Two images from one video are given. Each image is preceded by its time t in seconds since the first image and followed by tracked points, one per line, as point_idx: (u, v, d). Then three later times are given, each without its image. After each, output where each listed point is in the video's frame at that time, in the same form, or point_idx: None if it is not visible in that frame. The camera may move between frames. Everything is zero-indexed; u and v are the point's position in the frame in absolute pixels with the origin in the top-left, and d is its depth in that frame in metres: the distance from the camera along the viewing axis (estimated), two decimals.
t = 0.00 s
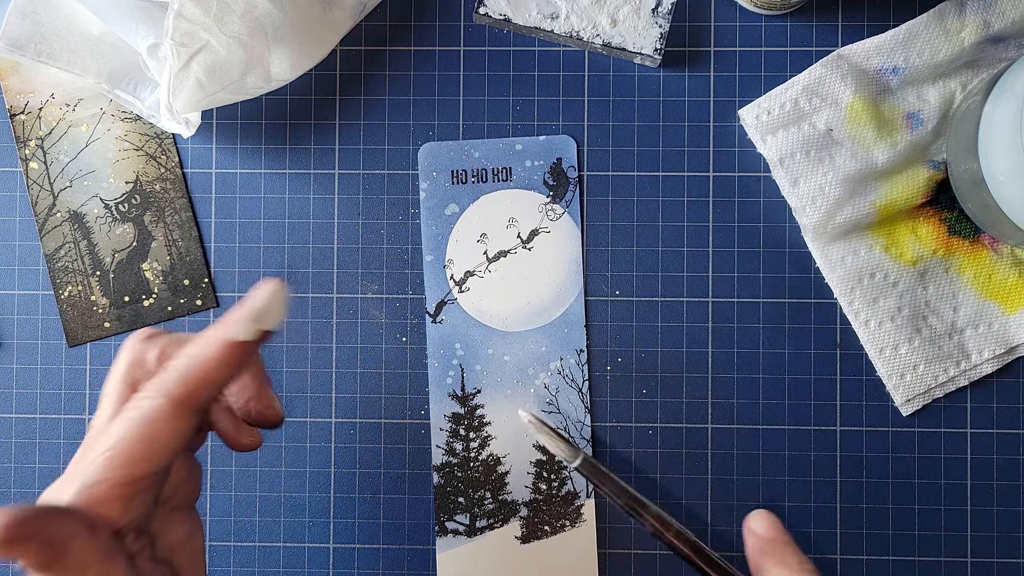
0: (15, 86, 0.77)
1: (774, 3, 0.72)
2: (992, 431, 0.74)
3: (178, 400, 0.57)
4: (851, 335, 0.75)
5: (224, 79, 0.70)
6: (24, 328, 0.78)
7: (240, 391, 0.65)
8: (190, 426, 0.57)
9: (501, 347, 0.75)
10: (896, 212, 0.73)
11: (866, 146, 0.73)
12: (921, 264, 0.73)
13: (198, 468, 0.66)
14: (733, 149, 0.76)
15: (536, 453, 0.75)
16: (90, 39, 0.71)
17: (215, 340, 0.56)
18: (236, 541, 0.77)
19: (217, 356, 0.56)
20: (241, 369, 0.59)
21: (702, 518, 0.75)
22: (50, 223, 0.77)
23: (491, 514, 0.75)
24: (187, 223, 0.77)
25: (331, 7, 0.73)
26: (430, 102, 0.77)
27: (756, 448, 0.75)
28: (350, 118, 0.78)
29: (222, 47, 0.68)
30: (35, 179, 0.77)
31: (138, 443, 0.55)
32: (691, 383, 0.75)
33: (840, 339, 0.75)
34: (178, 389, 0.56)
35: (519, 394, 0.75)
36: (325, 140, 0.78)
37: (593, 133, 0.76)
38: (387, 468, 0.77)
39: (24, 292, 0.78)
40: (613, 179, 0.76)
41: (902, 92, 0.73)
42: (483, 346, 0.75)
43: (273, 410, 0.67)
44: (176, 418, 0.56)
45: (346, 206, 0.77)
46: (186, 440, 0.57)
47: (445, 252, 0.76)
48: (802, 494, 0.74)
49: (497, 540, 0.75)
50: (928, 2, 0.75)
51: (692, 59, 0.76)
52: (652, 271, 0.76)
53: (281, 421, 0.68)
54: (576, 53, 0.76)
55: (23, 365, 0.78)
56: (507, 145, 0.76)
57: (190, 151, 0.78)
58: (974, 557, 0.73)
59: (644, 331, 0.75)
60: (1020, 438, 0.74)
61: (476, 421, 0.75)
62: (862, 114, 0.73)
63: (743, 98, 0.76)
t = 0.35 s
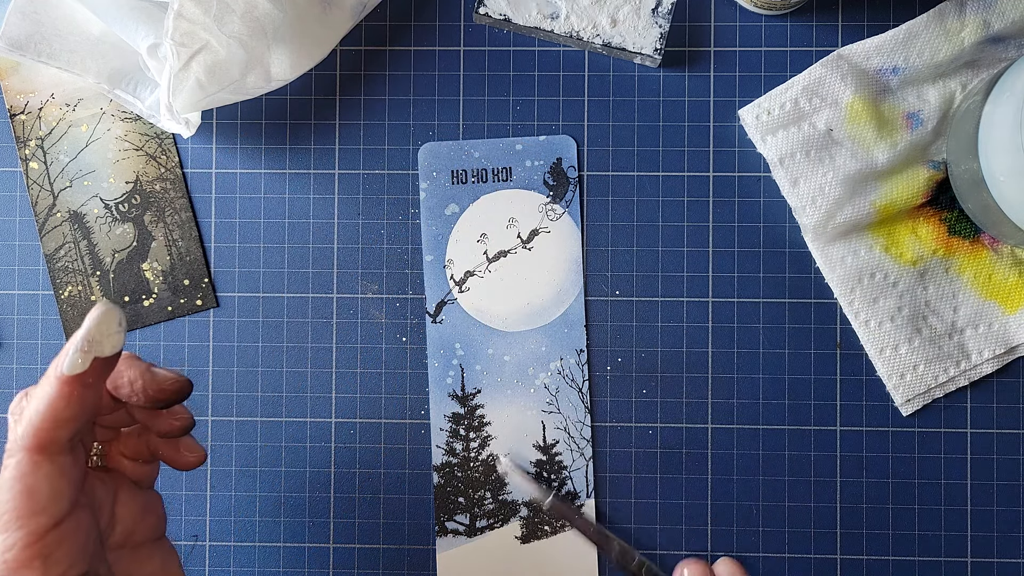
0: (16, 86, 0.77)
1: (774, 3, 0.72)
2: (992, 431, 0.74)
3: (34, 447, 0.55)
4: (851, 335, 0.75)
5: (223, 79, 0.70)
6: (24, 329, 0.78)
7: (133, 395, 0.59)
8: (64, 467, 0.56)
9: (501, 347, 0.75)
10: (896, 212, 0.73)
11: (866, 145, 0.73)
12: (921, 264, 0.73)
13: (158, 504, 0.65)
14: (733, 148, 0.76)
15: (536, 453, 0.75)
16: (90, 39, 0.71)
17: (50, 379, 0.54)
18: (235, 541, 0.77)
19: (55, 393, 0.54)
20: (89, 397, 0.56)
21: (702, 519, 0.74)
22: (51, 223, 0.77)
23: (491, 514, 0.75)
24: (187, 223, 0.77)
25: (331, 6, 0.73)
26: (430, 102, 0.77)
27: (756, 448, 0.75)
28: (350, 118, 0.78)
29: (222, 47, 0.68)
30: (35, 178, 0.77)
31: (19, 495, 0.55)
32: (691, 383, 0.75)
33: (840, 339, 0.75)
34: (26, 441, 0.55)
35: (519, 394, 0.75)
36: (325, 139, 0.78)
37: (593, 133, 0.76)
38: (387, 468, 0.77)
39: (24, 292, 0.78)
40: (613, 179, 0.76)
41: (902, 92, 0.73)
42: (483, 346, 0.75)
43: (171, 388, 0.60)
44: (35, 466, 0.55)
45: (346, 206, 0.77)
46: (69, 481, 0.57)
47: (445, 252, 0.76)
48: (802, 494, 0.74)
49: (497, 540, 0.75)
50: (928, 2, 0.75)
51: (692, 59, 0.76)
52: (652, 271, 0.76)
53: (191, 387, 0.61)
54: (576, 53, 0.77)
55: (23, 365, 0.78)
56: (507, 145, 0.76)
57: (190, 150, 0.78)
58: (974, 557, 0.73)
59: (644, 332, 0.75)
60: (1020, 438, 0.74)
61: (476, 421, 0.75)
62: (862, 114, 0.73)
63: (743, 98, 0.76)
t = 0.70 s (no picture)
0: (15, 86, 0.77)
1: (774, 3, 0.72)
2: (992, 431, 0.74)
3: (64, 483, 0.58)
4: (851, 335, 0.75)
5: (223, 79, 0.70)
6: (25, 329, 0.78)
7: (168, 411, 0.64)
8: (95, 500, 0.59)
9: (501, 347, 0.75)
10: (896, 212, 0.73)
11: (866, 145, 0.73)
12: (921, 264, 0.73)
13: (179, 533, 0.68)
14: (733, 149, 0.76)
15: (536, 453, 0.75)
16: (90, 39, 0.71)
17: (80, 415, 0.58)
18: (235, 541, 0.77)
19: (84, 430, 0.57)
20: (116, 431, 0.59)
21: (702, 519, 0.74)
22: (50, 223, 0.77)
23: (491, 514, 0.75)
24: (187, 223, 0.77)
25: (331, 6, 0.73)
26: (430, 102, 0.77)
27: (756, 448, 0.75)
28: (350, 117, 0.78)
29: (222, 47, 0.68)
30: (35, 178, 0.77)
31: (55, 528, 0.58)
32: (691, 383, 0.75)
33: (840, 339, 0.75)
34: (59, 476, 0.57)
35: (519, 394, 0.75)
36: (325, 139, 0.78)
37: (593, 133, 0.76)
38: (387, 468, 0.77)
39: (24, 292, 0.78)
40: (613, 179, 0.76)
41: (902, 92, 0.73)
42: (483, 346, 0.75)
43: (203, 396, 0.64)
44: (68, 499, 0.58)
45: (346, 206, 0.77)
46: (101, 514, 0.59)
47: (445, 252, 0.76)
48: (802, 494, 0.74)
49: (497, 540, 0.75)
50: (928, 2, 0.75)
51: (692, 59, 0.76)
52: (652, 271, 0.76)
53: (220, 393, 0.65)
54: (576, 53, 0.76)
55: (23, 365, 0.78)
56: (507, 145, 0.76)
57: (190, 150, 0.78)
58: (974, 557, 0.73)
59: (644, 332, 0.75)
60: (1020, 438, 0.74)
61: (476, 421, 0.75)
62: (862, 114, 0.73)
63: (743, 98, 0.76)
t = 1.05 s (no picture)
0: (16, 86, 0.77)
1: (774, 3, 0.72)
2: (992, 431, 0.74)
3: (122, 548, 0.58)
4: (851, 335, 0.75)
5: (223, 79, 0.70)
6: (24, 329, 0.78)
7: (218, 443, 0.66)
8: (153, 560, 0.60)
9: (501, 347, 0.75)
10: (896, 212, 0.73)
11: (866, 145, 0.73)
12: (921, 264, 0.73)
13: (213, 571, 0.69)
14: (733, 149, 0.76)
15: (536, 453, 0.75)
16: (90, 39, 0.71)
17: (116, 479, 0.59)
18: (235, 541, 0.77)
19: (122, 491, 0.58)
20: (157, 488, 0.60)
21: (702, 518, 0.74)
22: (50, 223, 0.77)
23: (491, 514, 0.75)
24: (187, 223, 0.77)
25: (331, 6, 0.73)
26: (430, 102, 0.77)
27: (756, 448, 0.75)
28: (350, 117, 0.78)
29: (222, 46, 0.68)
30: (35, 178, 0.77)
31: None
32: (691, 383, 0.75)
33: (840, 339, 0.75)
34: (114, 544, 0.58)
35: (519, 394, 0.75)
36: (325, 139, 0.78)
37: (593, 133, 0.76)
38: (387, 468, 0.76)
39: (23, 292, 0.78)
40: (613, 179, 0.76)
41: (902, 92, 0.73)
42: (483, 346, 0.75)
43: (247, 419, 0.66)
44: (127, 566, 0.58)
45: (346, 206, 0.77)
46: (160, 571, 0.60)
47: (444, 252, 0.76)
48: (802, 494, 0.74)
49: (497, 540, 0.75)
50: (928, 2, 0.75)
51: (692, 59, 0.76)
52: (652, 272, 0.76)
53: (262, 413, 0.68)
54: (576, 53, 0.76)
55: (23, 365, 0.78)
56: (507, 145, 0.76)
57: (190, 150, 0.78)
58: (974, 557, 0.73)
59: (644, 332, 0.75)
60: (1020, 438, 0.74)
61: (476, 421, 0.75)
62: (862, 114, 0.73)
63: (742, 98, 0.76)
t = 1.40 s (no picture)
0: (15, 86, 0.77)
1: (773, 3, 0.72)
2: (992, 431, 0.74)
3: None
4: (851, 335, 0.75)
5: (223, 78, 0.70)
6: (24, 329, 0.78)
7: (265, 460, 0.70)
8: None
9: (501, 347, 0.75)
10: (896, 212, 0.73)
11: (866, 145, 0.73)
12: (921, 264, 0.73)
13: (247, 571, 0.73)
14: (733, 149, 0.76)
15: (536, 453, 0.75)
16: (91, 39, 0.71)
17: (202, 526, 0.60)
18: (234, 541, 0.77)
19: (213, 537, 0.61)
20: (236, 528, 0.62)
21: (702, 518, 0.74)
22: (50, 223, 0.77)
23: (491, 514, 0.75)
24: (187, 223, 0.77)
25: (331, 6, 0.73)
26: (430, 102, 0.77)
27: (756, 448, 0.75)
28: (350, 117, 0.78)
29: (222, 46, 0.68)
30: (35, 178, 0.77)
31: None
32: (691, 383, 0.75)
33: (840, 339, 0.75)
34: None
35: (519, 394, 0.75)
36: (325, 139, 0.78)
37: (593, 133, 0.76)
38: (387, 468, 0.76)
39: (23, 292, 0.78)
40: (613, 179, 0.76)
41: (902, 92, 0.73)
42: (483, 346, 0.75)
43: (287, 435, 0.71)
44: None
45: (346, 206, 0.77)
46: None
47: (444, 252, 0.76)
48: (802, 494, 0.74)
49: (497, 540, 0.75)
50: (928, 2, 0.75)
51: (692, 59, 0.76)
52: (652, 272, 0.76)
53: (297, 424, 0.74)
54: (576, 53, 0.77)
55: (23, 365, 0.78)
56: (507, 145, 0.76)
57: (190, 150, 0.78)
58: (974, 557, 0.73)
59: (644, 331, 0.75)
60: (1020, 438, 0.74)
61: (476, 421, 0.75)
62: (862, 114, 0.73)
63: (743, 98, 0.76)
